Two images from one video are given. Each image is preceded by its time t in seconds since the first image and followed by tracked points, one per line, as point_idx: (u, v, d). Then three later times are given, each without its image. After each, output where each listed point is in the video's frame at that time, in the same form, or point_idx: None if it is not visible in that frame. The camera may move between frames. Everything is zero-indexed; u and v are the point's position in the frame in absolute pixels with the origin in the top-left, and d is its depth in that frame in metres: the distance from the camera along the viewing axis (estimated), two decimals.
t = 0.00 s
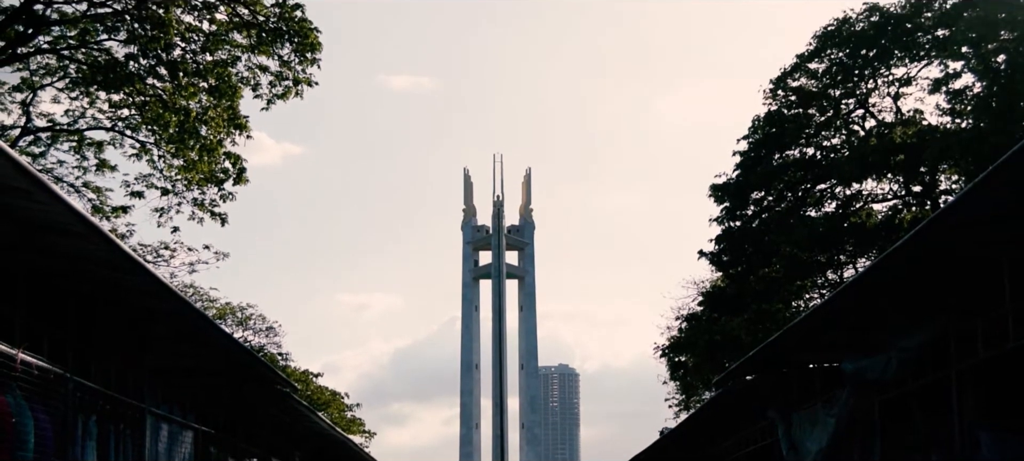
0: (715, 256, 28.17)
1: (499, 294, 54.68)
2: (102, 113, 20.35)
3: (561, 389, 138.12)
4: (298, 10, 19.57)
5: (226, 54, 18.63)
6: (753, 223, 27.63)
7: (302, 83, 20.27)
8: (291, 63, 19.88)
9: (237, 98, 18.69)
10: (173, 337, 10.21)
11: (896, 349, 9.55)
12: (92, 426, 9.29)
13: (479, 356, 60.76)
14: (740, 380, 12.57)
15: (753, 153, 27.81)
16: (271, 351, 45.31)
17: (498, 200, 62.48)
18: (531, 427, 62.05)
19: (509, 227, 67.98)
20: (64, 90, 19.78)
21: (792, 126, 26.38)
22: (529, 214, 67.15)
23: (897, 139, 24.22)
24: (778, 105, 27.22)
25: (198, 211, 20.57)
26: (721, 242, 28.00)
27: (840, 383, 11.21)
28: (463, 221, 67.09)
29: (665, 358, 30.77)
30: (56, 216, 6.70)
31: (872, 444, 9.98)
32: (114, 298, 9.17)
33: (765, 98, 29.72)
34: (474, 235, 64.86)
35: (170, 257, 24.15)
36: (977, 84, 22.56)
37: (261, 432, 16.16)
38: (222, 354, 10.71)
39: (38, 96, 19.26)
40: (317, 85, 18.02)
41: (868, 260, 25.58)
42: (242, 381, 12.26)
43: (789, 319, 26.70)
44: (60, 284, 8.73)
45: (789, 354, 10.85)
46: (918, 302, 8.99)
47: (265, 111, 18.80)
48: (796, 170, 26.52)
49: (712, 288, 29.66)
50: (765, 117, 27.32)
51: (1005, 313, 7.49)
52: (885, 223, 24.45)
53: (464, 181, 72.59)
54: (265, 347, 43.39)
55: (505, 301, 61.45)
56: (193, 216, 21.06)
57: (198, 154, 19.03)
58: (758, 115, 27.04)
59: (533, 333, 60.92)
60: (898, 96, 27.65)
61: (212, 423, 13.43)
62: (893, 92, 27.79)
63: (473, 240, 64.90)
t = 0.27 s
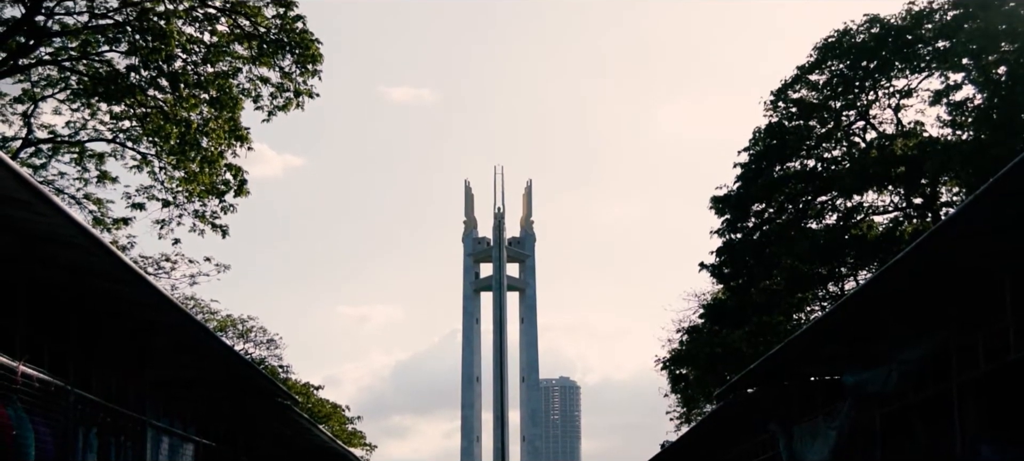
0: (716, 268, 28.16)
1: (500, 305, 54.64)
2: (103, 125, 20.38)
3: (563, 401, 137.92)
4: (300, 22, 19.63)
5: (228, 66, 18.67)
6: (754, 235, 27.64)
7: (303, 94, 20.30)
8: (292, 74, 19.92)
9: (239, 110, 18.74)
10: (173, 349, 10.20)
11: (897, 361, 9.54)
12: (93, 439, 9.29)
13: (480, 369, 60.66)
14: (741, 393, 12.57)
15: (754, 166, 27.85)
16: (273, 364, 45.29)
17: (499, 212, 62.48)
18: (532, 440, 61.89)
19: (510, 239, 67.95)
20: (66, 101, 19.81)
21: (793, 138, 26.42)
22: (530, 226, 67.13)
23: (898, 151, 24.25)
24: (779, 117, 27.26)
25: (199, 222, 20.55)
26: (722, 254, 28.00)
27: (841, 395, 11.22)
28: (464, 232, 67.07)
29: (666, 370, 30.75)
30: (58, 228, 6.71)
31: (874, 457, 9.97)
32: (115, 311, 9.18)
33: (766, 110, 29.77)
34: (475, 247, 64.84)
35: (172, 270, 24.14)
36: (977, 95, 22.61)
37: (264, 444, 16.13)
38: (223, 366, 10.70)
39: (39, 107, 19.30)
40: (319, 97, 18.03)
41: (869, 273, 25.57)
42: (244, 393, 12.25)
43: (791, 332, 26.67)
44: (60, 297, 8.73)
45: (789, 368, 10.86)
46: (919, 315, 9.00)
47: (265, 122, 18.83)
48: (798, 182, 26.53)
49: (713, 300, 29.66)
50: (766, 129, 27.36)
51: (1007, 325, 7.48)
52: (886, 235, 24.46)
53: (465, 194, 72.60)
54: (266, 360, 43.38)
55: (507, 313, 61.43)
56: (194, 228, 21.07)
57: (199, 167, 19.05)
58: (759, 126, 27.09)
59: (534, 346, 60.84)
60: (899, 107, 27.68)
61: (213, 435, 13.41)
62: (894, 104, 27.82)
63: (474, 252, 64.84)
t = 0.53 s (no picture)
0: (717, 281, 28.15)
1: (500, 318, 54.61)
2: (104, 137, 20.42)
3: (564, 414, 137.80)
4: (301, 34, 19.67)
5: (229, 78, 18.71)
6: (755, 247, 27.64)
7: (304, 106, 20.34)
8: (293, 86, 19.95)
9: (240, 122, 18.75)
10: (174, 363, 10.19)
11: (900, 375, 9.53)
12: (93, 452, 9.29)
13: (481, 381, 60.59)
14: (742, 405, 12.56)
15: (755, 178, 27.90)
16: (274, 377, 45.31)
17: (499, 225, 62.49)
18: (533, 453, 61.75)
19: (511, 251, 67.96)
20: (67, 113, 19.84)
21: (793, 150, 26.46)
22: (531, 239, 67.14)
23: (899, 164, 24.27)
24: (780, 129, 27.31)
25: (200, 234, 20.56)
26: (723, 267, 28.00)
27: (842, 408, 11.22)
28: (465, 245, 67.07)
29: (667, 383, 30.71)
30: (58, 240, 6.71)
31: None
32: (116, 324, 9.18)
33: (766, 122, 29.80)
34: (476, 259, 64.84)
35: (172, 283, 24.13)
36: (977, 108, 22.66)
37: (264, 457, 16.08)
38: (223, 379, 10.69)
39: (40, 119, 19.33)
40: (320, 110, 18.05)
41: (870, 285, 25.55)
42: (245, 406, 12.23)
43: (792, 345, 26.64)
44: (61, 311, 8.74)
45: (790, 381, 10.85)
46: (921, 328, 9.00)
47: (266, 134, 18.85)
48: (799, 194, 26.55)
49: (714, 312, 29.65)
50: (767, 141, 27.41)
51: (1008, 338, 7.47)
52: (887, 247, 24.45)
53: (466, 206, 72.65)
54: (267, 373, 43.39)
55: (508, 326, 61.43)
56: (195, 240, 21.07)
57: (200, 179, 19.05)
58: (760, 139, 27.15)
59: (535, 358, 60.78)
60: (901, 119, 27.72)
61: (213, 448, 13.39)
62: (895, 116, 27.86)
63: (475, 264, 64.82)
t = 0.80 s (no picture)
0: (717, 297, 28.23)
1: (501, 334, 54.54)
2: (105, 153, 20.46)
3: (566, 430, 137.52)
4: (302, 50, 19.74)
5: (230, 94, 18.76)
6: (756, 263, 27.69)
7: (304, 122, 20.40)
8: (294, 102, 20.01)
9: (240, 138, 18.79)
10: (174, 379, 10.20)
11: (902, 391, 9.54)
12: None
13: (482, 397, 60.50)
14: (743, 422, 12.56)
15: (756, 193, 27.99)
16: (276, 393, 45.29)
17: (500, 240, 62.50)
18: None
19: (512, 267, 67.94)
20: (68, 129, 19.89)
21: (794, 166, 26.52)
22: (532, 254, 67.14)
23: (900, 180, 24.31)
24: (780, 145, 27.39)
25: (201, 250, 20.59)
26: (724, 283, 28.00)
27: (843, 425, 11.23)
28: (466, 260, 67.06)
29: (668, 398, 30.66)
30: (60, 256, 6.73)
31: None
32: (116, 341, 9.20)
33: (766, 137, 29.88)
34: (477, 275, 64.83)
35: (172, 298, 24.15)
36: (977, 123, 22.73)
37: None
38: (223, 395, 10.69)
39: (41, 135, 19.38)
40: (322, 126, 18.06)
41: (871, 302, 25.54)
42: (244, 422, 12.23)
43: (793, 361, 26.61)
44: (61, 326, 8.76)
45: (791, 397, 10.85)
46: (921, 345, 9.02)
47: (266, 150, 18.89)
48: (800, 210, 26.57)
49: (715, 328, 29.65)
50: (768, 157, 27.47)
51: (1009, 353, 7.48)
52: (888, 263, 24.46)
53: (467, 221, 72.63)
54: (267, 389, 43.36)
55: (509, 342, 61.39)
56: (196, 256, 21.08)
57: (201, 195, 19.08)
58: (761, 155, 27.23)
59: (536, 374, 60.69)
60: (902, 135, 27.80)
61: None
62: (896, 131, 27.94)
63: (476, 280, 64.79)
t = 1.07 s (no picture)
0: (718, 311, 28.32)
1: (501, 349, 54.49)
2: (106, 168, 20.50)
3: (566, 445, 137.18)
4: (303, 67, 19.78)
5: (230, 109, 18.83)
6: (757, 278, 27.75)
7: (305, 138, 20.43)
8: (295, 118, 20.05)
9: (240, 154, 18.84)
10: (174, 394, 10.18)
11: (903, 404, 9.54)
12: None
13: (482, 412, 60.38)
14: (745, 436, 12.53)
15: (756, 208, 28.08)
16: (276, 407, 45.28)
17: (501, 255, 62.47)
18: None
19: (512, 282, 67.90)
20: (68, 145, 19.94)
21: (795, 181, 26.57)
22: (532, 269, 67.10)
23: (900, 195, 24.32)
24: (781, 161, 27.49)
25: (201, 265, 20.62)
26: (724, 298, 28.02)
27: (844, 439, 11.21)
28: (466, 275, 67.02)
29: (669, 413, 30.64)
30: (60, 271, 6.73)
31: None
32: (115, 357, 9.19)
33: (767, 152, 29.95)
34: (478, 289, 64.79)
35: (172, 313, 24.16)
36: (977, 139, 22.78)
37: None
38: (223, 410, 10.69)
39: (42, 151, 19.42)
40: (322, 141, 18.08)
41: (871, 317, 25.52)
42: (245, 437, 12.21)
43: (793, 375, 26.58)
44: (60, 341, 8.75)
45: (793, 410, 10.83)
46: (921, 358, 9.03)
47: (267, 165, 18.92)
48: (801, 225, 26.59)
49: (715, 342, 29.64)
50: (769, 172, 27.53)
51: (1009, 362, 7.50)
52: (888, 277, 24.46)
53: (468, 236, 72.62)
54: (268, 403, 43.32)
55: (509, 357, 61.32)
56: (197, 271, 21.08)
57: (201, 210, 19.11)
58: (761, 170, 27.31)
59: (537, 389, 60.57)
60: (902, 150, 27.87)
61: None
62: (897, 147, 27.99)
63: (476, 295, 64.75)
